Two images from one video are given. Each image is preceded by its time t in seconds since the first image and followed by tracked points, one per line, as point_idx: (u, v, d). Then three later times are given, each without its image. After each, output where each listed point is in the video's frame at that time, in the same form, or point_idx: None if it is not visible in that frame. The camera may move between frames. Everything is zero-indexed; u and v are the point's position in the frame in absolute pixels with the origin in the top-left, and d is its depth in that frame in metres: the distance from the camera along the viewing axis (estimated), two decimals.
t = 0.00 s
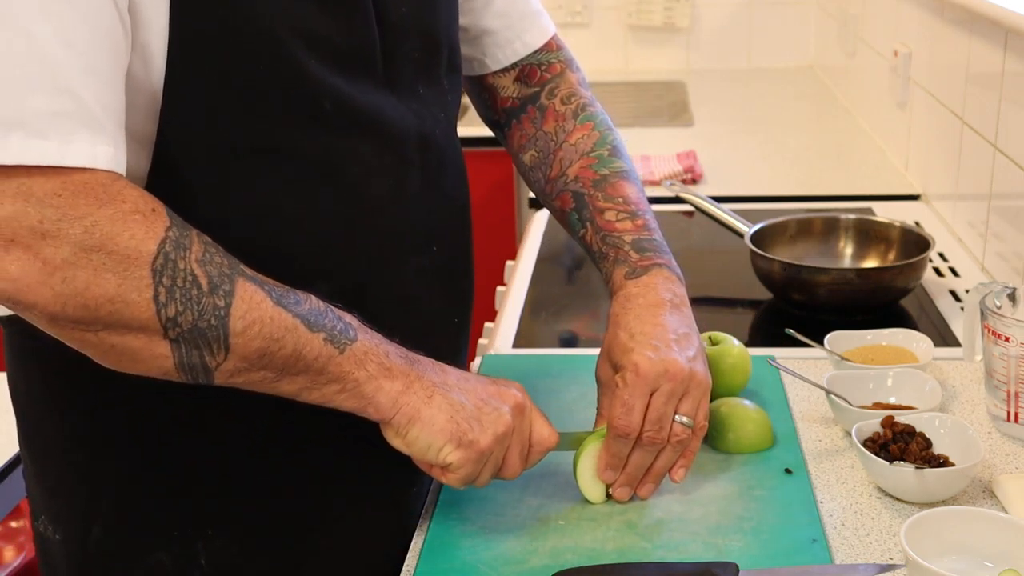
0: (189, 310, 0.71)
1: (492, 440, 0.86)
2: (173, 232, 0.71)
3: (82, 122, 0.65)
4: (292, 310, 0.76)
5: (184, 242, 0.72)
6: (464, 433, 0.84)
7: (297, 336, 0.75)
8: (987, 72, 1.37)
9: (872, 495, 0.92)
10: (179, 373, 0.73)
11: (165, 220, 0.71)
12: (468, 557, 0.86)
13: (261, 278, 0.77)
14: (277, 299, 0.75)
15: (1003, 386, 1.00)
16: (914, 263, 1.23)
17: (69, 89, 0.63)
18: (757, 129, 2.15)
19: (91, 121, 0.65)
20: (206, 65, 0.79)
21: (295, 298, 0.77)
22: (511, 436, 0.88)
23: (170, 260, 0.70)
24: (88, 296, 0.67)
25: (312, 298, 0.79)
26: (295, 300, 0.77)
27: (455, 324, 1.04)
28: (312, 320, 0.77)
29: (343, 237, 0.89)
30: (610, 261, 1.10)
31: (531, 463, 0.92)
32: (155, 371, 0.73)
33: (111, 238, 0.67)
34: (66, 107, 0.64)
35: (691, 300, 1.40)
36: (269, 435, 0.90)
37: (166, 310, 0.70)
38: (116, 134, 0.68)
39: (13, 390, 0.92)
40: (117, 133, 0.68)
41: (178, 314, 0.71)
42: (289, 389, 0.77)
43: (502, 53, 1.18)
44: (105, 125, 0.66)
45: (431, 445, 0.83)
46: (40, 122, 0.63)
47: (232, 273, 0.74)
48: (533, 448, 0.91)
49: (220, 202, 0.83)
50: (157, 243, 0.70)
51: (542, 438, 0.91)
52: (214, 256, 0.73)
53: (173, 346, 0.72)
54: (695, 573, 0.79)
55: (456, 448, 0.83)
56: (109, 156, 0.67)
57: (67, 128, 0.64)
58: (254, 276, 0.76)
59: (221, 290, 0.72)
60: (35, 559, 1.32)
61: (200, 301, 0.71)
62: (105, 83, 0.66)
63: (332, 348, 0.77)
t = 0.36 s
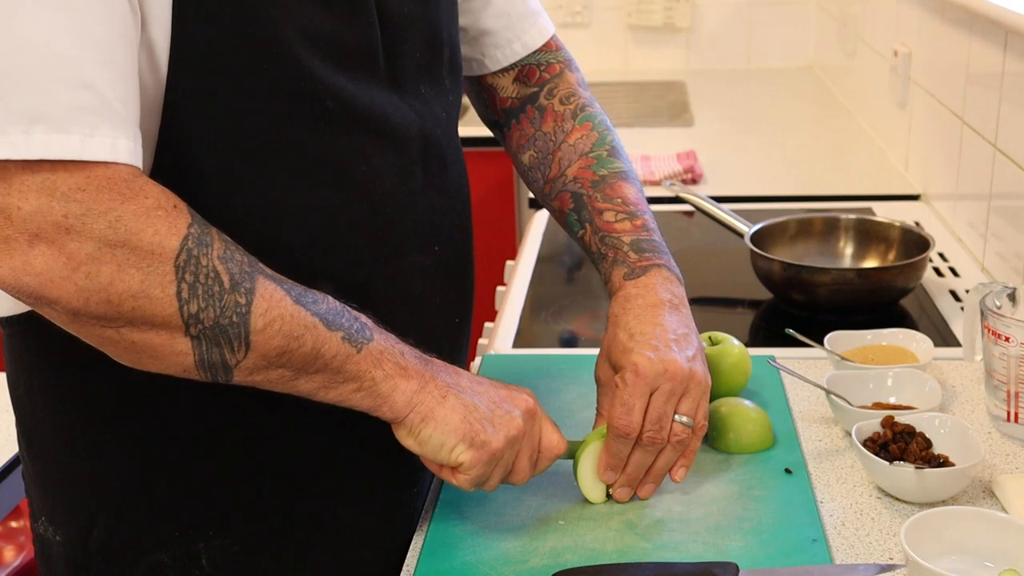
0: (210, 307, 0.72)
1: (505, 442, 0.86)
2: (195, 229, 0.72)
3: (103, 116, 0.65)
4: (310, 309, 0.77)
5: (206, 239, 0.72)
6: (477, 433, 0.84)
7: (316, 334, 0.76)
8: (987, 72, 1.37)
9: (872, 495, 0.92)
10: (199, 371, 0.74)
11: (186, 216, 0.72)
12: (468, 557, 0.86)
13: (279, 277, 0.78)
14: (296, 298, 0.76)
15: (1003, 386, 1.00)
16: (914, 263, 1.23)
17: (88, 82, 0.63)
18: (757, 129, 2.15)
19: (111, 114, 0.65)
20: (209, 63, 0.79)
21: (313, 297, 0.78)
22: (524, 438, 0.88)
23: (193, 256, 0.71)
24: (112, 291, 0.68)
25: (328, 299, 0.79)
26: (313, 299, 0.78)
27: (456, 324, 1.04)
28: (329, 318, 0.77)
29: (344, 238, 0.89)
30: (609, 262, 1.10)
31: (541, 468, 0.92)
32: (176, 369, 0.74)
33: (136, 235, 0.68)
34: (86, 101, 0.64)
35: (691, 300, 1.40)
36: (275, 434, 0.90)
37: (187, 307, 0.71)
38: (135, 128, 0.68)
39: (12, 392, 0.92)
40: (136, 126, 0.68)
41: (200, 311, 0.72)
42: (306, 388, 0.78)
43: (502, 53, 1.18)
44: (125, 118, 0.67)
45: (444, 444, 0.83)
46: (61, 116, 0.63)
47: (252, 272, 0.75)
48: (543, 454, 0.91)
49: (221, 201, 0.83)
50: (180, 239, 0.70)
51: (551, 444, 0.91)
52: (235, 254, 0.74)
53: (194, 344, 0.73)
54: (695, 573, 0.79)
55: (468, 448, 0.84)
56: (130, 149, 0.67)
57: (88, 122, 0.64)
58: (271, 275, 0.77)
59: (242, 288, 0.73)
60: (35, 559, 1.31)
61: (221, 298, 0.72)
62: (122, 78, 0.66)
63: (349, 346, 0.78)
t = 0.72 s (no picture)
0: (223, 307, 0.72)
1: (512, 445, 0.86)
2: (207, 229, 0.72)
3: (114, 116, 0.65)
4: (321, 311, 0.77)
5: (218, 239, 0.73)
6: (485, 435, 0.84)
7: (327, 335, 0.76)
8: (987, 72, 1.37)
9: (872, 495, 0.92)
10: (211, 371, 0.74)
11: (198, 216, 0.72)
12: (469, 557, 0.86)
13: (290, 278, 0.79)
14: (307, 299, 0.77)
15: (1003, 386, 1.00)
16: (914, 263, 1.23)
17: (99, 82, 0.63)
18: (757, 129, 2.15)
19: (121, 113, 0.65)
20: (210, 63, 0.78)
21: (324, 298, 0.78)
22: (530, 441, 0.89)
23: (205, 257, 0.71)
24: (126, 291, 0.68)
25: (339, 300, 0.80)
26: (323, 300, 0.78)
27: (456, 324, 1.04)
28: (340, 319, 0.78)
29: (344, 238, 0.89)
30: (604, 264, 1.10)
31: (544, 472, 0.92)
32: (187, 370, 0.74)
33: (149, 235, 0.68)
34: (98, 101, 0.64)
35: (691, 300, 1.40)
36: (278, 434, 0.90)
37: (200, 307, 0.71)
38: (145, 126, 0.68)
39: (13, 393, 0.92)
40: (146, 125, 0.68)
41: (213, 311, 0.72)
42: (316, 389, 0.78)
43: (500, 54, 1.18)
44: (135, 116, 0.67)
45: (452, 445, 0.83)
46: (72, 115, 0.63)
47: (264, 272, 0.75)
48: (547, 457, 0.92)
49: (222, 201, 0.83)
50: (193, 239, 0.71)
51: (557, 450, 0.92)
52: (247, 255, 0.75)
53: (206, 344, 0.73)
54: (695, 573, 0.79)
55: (476, 448, 0.84)
56: (141, 147, 0.67)
57: (99, 121, 0.64)
58: (283, 277, 0.77)
59: (254, 289, 0.73)
60: (35, 559, 1.31)
61: (234, 299, 0.72)
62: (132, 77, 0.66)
63: (360, 348, 0.78)
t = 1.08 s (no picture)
0: (233, 297, 0.72)
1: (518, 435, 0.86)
2: (214, 219, 0.72)
3: (120, 109, 0.65)
4: (329, 298, 0.77)
5: (226, 228, 0.73)
6: (493, 422, 0.84)
7: (336, 322, 0.76)
8: (987, 72, 1.37)
9: (872, 495, 0.92)
10: (221, 363, 0.74)
11: (205, 206, 0.72)
12: (469, 557, 0.86)
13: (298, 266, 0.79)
14: (315, 286, 0.77)
15: (1003, 386, 1.00)
16: (914, 263, 1.23)
17: (105, 76, 0.63)
18: (757, 129, 2.15)
19: (126, 106, 0.65)
20: (210, 63, 0.78)
21: (331, 286, 0.79)
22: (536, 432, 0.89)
23: (213, 247, 0.71)
24: (135, 283, 0.68)
25: (345, 289, 0.80)
26: (331, 288, 0.78)
27: (456, 324, 1.04)
28: (347, 306, 0.78)
29: (343, 238, 0.88)
30: (601, 267, 1.11)
31: (548, 468, 0.92)
32: (198, 361, 0.74)
33: (157, 227, 0.68)
34: (105, 94, 0.64)
35: (691, 300, 1.40)
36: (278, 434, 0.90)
37: (211, 297, 0.72)
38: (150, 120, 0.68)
39: (13, 394, 0.91)
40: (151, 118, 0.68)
41: (223, 301, 0.72)
42: (327, 378, 0.78)
43: (499, 54, 1.18)
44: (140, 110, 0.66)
45: (461, 432, 0.83)
46: (80, 110, 0.63)
47: (272, 261, 0.75)
48: (551, 453, 0.92)
49: (221, 200, 0.83)
50: (201, 230, 0.71)
51: (561, 444, 0.92)
52: (254, 243, 0.75)
53: (216, 334, 0.73)
54: (695, 573, 0.79)
55: (484, 436, 0.84)
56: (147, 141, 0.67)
57: (105, 115, 0.64)
58: (290, 265, 0.77)
59: (263, 277, 0.74)
60: (35, 559, 1.31)
61: (243, 288, 0.73)
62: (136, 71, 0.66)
63: (369, 334, 0.78)
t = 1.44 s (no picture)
0: (239, 295, 0.72)
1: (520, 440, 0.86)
2: (221, 217, 0.72)
3: (127, 104, 0.65)
4: (334, 301, 0.77)
5: (233, 228, 0.73)
6: (494, 427, 0.84)
7: (340, 325, 0.76)
8: (986, 72, 1.37)
9: (872, 495, 0.92)
10: (224, 362, 0.74)
11: (211, 204, 0.72)
12: (469, 557, 0.86)
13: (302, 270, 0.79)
14: (320, 289, 0.77)
15: (1003, 386, 1.00)
16: (914, 263, 1.23)
17: (113, 71, 0.64)
18: (757, 129, 2.15)
19: (131, 100, 0.66)
20: (210, 63, 0.78)
21: (335, 290, 0.79)
22: (537, 438, 0.89)
23: (221, 245, 0.71)
24: (143, 279, 0.68)
25: (349, 293, 0.80)
26: (335, 292, 0.78)
27: (455, 324, 1.04)
28: (352, 310, 0.78)
29: (343, 238, 0.88)
30: (598, 269, 1.11)
31: (549, 474, 0.92)
32: (199, 362, 0.74)
33: (165, 222, 0.68)
34: (113, 89, 0.64)
35: (691, 300, 1.40)
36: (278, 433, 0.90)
37: (216, 296, 0.71)
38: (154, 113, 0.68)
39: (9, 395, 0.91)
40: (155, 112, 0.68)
41: (229, 300, 0.72)
42: (329, 381, 0.78)
43: (498, 55, 1.18)
44: (144, 103, 0.67)
45: (462, 437, 0.83)
46: (87, 105, 0.63)
47: (277, 262, 0.75)
48: (552, 458, 0.92)
49: (221, 201, 0.83)
50: (208, 227, 0.71)
51: (562, 450, 0.92)
52: (260, 244, 0.75)
53: (218, 334, 0.73)
54: (695, 573, 0.79)
55: (485, 442, 0.84)
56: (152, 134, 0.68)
57: (112, 109, 0.65)
58: (295, 268, 0.77)
59: (269, 278, 0.74)
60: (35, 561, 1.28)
61: (250, 287, 0.72)
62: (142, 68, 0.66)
63: (372, 338, 0.78)
